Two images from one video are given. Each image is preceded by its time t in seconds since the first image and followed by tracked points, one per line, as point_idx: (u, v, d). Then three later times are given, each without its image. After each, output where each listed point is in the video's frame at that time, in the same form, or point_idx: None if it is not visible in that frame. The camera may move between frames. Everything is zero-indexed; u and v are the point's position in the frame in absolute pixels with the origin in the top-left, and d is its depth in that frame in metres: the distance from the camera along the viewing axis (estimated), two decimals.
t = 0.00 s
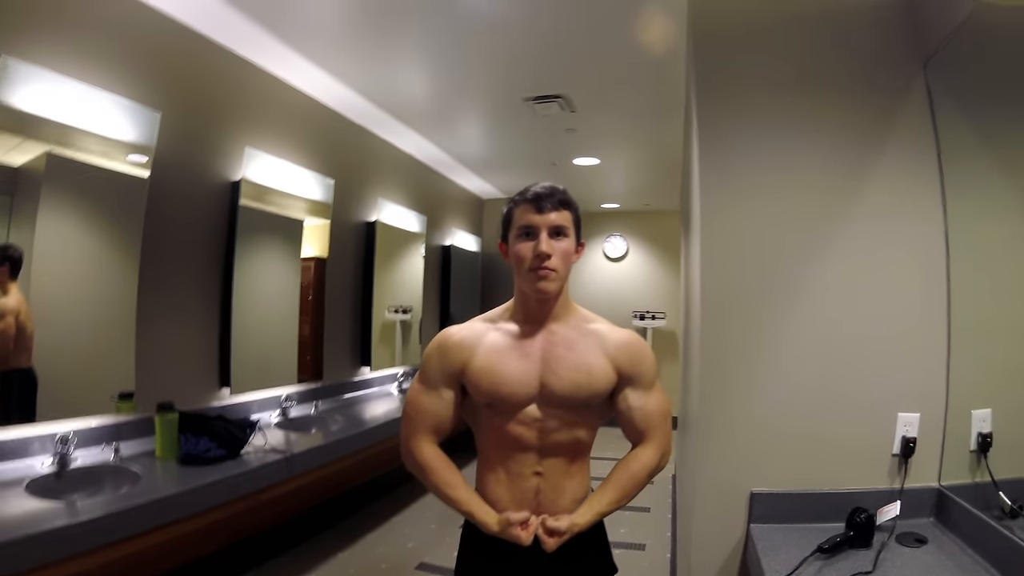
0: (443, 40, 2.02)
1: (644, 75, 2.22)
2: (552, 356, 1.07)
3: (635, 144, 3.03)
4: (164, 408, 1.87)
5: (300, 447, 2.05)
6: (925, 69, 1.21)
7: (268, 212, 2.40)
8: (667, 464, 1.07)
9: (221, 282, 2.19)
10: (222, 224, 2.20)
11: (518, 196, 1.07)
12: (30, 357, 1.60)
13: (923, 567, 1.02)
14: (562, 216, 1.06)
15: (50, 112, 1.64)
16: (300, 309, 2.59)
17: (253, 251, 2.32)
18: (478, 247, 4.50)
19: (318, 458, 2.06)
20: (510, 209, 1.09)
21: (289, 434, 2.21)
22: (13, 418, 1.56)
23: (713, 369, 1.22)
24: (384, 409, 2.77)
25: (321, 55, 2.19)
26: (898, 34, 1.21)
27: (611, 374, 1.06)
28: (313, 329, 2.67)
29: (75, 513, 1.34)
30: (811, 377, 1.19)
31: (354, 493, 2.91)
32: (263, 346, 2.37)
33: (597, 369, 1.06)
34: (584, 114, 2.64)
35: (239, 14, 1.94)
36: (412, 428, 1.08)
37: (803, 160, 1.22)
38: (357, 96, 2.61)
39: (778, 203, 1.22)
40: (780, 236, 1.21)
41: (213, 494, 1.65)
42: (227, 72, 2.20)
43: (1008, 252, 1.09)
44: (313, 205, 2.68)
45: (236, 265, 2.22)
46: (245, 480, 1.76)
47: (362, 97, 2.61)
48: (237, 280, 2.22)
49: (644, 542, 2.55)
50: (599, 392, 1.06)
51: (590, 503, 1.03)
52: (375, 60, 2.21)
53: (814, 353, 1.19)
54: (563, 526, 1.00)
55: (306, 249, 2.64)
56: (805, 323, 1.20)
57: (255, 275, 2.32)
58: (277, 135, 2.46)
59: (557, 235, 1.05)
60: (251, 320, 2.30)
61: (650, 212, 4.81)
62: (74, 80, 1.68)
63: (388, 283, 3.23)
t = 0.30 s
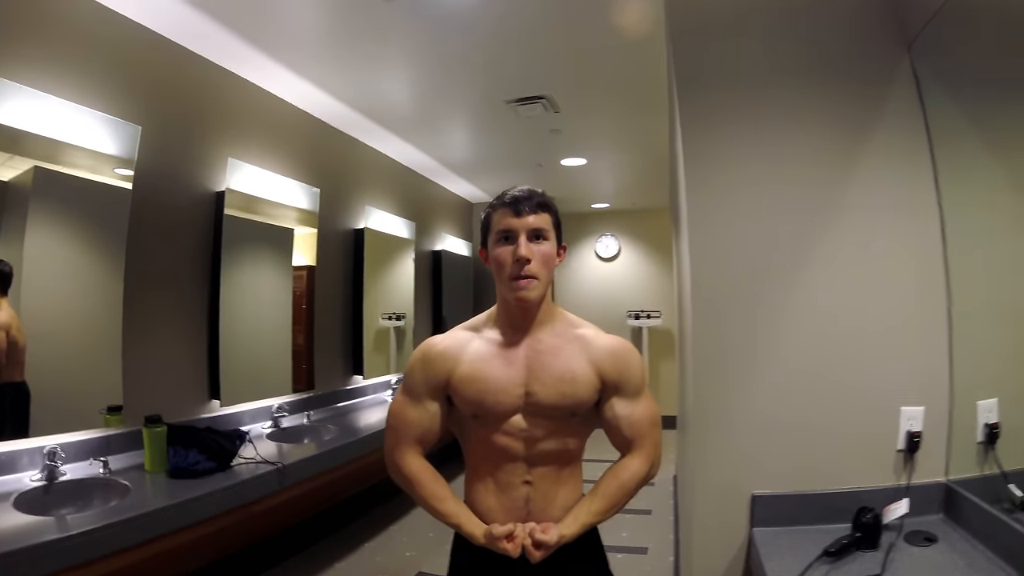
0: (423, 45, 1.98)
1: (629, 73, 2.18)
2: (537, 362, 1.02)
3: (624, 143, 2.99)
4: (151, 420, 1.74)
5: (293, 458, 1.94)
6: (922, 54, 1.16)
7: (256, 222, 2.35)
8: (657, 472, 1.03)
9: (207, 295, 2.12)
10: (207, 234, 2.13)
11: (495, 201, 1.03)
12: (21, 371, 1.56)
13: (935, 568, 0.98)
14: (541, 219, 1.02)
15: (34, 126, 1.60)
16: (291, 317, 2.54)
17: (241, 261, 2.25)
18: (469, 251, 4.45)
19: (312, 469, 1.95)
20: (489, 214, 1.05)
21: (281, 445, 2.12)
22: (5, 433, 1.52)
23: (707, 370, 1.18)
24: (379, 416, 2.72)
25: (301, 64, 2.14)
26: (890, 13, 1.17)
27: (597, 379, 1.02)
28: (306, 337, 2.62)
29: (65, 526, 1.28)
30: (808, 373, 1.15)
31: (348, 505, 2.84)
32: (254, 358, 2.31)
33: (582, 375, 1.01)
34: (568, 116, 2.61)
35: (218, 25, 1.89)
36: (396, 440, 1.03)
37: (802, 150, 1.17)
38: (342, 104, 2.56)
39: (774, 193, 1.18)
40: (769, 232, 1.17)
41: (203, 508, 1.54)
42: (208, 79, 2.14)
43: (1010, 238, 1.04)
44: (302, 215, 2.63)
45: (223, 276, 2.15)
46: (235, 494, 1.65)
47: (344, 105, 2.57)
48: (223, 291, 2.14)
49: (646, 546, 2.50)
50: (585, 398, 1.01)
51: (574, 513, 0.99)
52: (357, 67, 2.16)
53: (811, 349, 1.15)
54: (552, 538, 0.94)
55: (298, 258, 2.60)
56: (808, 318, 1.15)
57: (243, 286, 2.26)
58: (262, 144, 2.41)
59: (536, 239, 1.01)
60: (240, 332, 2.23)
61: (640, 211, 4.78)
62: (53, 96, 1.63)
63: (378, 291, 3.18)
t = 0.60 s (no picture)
0: (401, 40, 1.89)
1: (615, 62, 2.11)
2: (540, 359, 0.96)
3: (608, 133, 2.93)
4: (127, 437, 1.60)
5: (277, 470, 1.82)
6: (928, 26, 1.11)
7: (234, 230, 2.24)
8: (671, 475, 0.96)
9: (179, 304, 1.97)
10: (181, 238, 1.99)
11: (485, 185, 0.95)
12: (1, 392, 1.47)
13: (965, 559, 0.92)
14: (536, 201, 0.93)
15: (6, 140, 1.50)
16: (273, 324, 2.43)
17: (217, 268, 2.13)
18: (450, 249, 4.34)
19: (298, 479, 1.85)
20: (480, 201, 0.97)
21: (265, 457, 1.99)
22: None
23: (715, 364, 1.11)
24: (365, 422, 2.62)
25: (273, 65, 2.03)
26: None
27: (605, 376, 0.95)
28: (289, 344, 2.52)
29: (39, 554, 1.17)
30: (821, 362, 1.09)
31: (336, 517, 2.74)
32: (234, 369, 2.19)
33: (589, 372, 0.94)
34: (551, 107, 2.53)
35: (185, 28, 1.76)
36: (393, 442, 0.99)
37: (813, 126, 1.10)
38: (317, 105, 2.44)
39: (780, 173, 1.11)
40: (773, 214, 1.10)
41: (185, 526, 1.43)
42: (175, 77, 2.00)
43: None
44: (280, 221, 2.52)
45: (198, 285, 2.01)
46: (219, 510, 1.54)
47: (318, 106, 2.45)
48: (200, 301, 2.02)
49: (646, 544, 2.45)
50: (593, 398, 0.94)
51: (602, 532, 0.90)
52: (332, 66, 2.06)
53: (821, 338, 1.09)
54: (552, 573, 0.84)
55: (277, 265, 2.49)
56: (821, 303, 1.09)
57: (218, 295, 2.14)
58: (239, 146, 2.28)
59: (531, 223, 0.93)
60: (217, 342, 2.11)
61: (622, 203, 4.73)
62: (22, 107, 1.53)
63: (358, 295, 3.06)
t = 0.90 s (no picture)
0: (381, 32, 1.81)
1: (595, 64, 2.11)
2: (563, 355, 0.92)
3: (578, 134, 2.92)
4: (74, 459, 1.43)
5: (241, 488, 1.64)
6: (919, 26, 1.15)
7: (185, 232, 2.06)
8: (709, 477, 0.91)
9: (128, 311, 1.80)
10: (129, 240, 1.83)
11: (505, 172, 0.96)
12: None
13: (977, 543, 0.94)
14: (554, 185, 0.92)
15: None
16: (227, 333, 2.25)
17: (170, 270, 1.97)
18: (413, 252, 4.23)
19: (265, 497, 1.69)
20: (502, 188, 0.97)
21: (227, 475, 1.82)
22: None
23: (722, 361, 1.09)
24: (329, 433, 2.47)
25: (233, 52, 1.90)
26: None
27: (633, 376, 0.89)
28: (242, 353, 2.33)
29: None
30: (828, 356, 1.09)
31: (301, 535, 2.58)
32: (185, 383, 2.00)
33: (615, 371, 0.89)
34: (524, 105, 2.48)
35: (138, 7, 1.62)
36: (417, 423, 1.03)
37: (816, 120, 1.11)
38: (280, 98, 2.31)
39: (786, 168, 1.10)
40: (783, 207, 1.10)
41: (144, 557, 1.27)
42: (122, 62, 1.82)
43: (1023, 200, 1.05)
44: (233, 222, 2.33)
45: (149, 293, 1.85)
46: (180, 537, 1.37)
47: (279, 97, 2.31)
48: (151, 307, 1.85)
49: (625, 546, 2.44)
50: (619, 399, 0.88)
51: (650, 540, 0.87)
52: (300, 54, 1.94)
53: (830, 331, 1.09)
54: None
55: (229, 271, 2.30)
56: (828, 297, 1.09)
57: (170, 300, 1.97)
58: (190, 136, 2.11)
59: (547, 207, 0.91)
60: (169, 353, 1.93)
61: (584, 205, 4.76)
62: None
63: (319, 298, 2.91)
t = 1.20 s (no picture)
0: (383, 11, 1.74)
1: (595, 56, 2.09)
2: (556, 351, 0.96)
3: (568, 131, 2.90)
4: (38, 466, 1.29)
5: (219, 496, 1.54)
6: (939, 33, 1.16)
7: (160, 223, 1.94)
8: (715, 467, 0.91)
9: (99, 305, 1.68)
10: (99, 228, 1.71)
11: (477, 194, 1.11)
12: None
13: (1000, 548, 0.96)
14: (494, 201, 1.01)
15: None
16: (197, 328, 2.08)
17: (145, 261, 1.85)
18: (393, 248, 4.13)
19: (246, 506, 1.58)
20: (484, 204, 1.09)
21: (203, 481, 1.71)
22: None
23: (746, 364, 1.06)
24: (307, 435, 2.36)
25: (217, 25, 1.80)
26: None
27: (623, 370, 0.92)
28: (212, 351, 2.15)
29: None
30: (850, 360, 1.08)
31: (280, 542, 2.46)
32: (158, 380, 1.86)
33: (604, 365, 0.92)
34: (518, 96, 2.43)
35: None
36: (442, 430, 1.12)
37: (840, 121, 1.09)
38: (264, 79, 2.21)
39: (813, 169, 1.08)
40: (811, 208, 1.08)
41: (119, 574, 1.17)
42: (91, 27, 1.69)
43: None
44: (205, 213, 2.16)
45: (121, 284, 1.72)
46: (159, 551, 1.27)
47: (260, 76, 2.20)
48: (123, 296, 1.74)
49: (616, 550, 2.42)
50: (607, 392, 0.92)
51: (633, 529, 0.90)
52: (292, 30, 1.85)
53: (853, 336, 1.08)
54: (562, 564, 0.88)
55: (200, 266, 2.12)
56: (853, 301, 1.08)
57: (143, 292, 1.84)
58: (165, 118, 1.98)
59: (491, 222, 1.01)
60: (143, 348, 1.81)
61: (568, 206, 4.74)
62: None
63: (298, 293, 2.79)
